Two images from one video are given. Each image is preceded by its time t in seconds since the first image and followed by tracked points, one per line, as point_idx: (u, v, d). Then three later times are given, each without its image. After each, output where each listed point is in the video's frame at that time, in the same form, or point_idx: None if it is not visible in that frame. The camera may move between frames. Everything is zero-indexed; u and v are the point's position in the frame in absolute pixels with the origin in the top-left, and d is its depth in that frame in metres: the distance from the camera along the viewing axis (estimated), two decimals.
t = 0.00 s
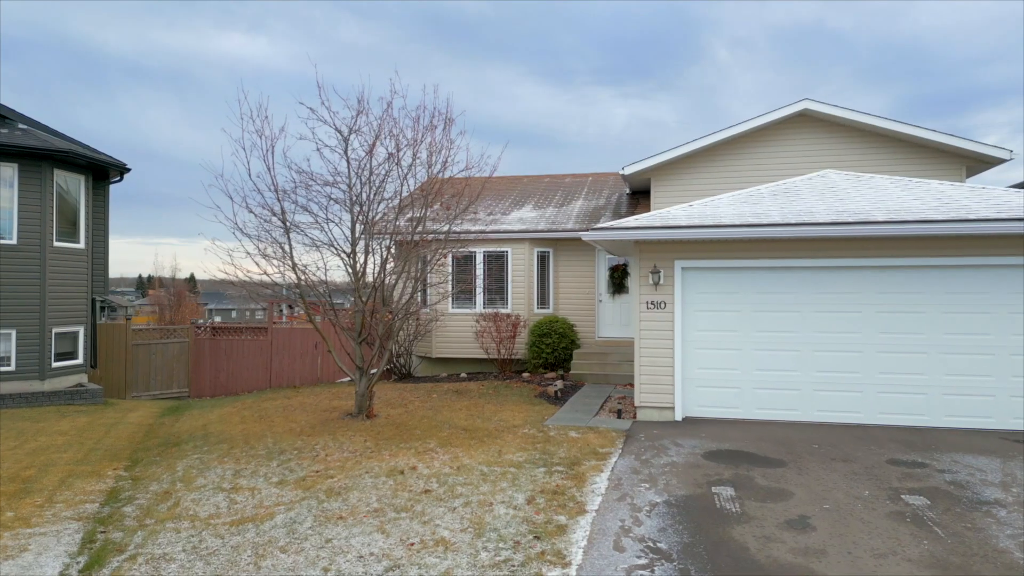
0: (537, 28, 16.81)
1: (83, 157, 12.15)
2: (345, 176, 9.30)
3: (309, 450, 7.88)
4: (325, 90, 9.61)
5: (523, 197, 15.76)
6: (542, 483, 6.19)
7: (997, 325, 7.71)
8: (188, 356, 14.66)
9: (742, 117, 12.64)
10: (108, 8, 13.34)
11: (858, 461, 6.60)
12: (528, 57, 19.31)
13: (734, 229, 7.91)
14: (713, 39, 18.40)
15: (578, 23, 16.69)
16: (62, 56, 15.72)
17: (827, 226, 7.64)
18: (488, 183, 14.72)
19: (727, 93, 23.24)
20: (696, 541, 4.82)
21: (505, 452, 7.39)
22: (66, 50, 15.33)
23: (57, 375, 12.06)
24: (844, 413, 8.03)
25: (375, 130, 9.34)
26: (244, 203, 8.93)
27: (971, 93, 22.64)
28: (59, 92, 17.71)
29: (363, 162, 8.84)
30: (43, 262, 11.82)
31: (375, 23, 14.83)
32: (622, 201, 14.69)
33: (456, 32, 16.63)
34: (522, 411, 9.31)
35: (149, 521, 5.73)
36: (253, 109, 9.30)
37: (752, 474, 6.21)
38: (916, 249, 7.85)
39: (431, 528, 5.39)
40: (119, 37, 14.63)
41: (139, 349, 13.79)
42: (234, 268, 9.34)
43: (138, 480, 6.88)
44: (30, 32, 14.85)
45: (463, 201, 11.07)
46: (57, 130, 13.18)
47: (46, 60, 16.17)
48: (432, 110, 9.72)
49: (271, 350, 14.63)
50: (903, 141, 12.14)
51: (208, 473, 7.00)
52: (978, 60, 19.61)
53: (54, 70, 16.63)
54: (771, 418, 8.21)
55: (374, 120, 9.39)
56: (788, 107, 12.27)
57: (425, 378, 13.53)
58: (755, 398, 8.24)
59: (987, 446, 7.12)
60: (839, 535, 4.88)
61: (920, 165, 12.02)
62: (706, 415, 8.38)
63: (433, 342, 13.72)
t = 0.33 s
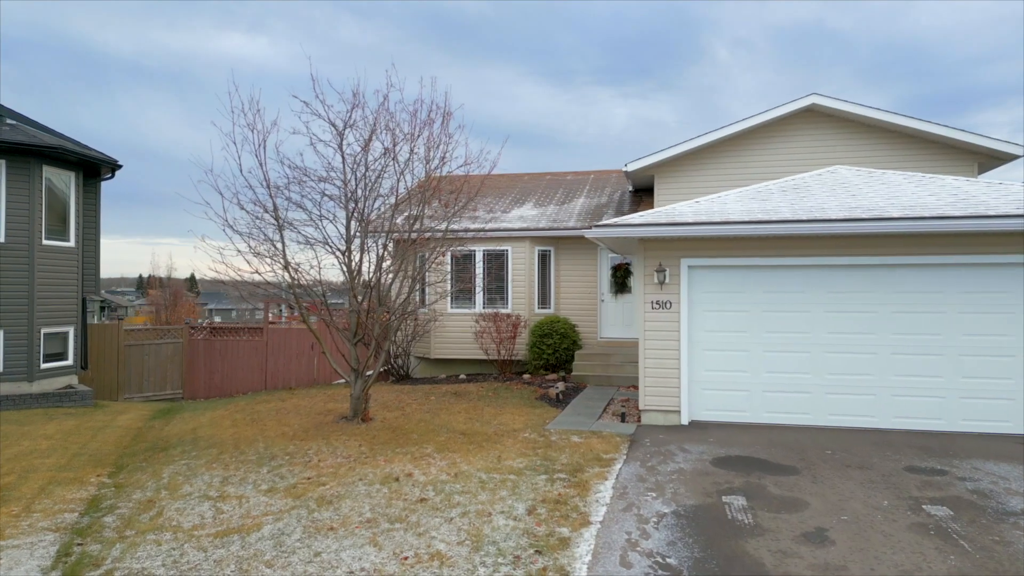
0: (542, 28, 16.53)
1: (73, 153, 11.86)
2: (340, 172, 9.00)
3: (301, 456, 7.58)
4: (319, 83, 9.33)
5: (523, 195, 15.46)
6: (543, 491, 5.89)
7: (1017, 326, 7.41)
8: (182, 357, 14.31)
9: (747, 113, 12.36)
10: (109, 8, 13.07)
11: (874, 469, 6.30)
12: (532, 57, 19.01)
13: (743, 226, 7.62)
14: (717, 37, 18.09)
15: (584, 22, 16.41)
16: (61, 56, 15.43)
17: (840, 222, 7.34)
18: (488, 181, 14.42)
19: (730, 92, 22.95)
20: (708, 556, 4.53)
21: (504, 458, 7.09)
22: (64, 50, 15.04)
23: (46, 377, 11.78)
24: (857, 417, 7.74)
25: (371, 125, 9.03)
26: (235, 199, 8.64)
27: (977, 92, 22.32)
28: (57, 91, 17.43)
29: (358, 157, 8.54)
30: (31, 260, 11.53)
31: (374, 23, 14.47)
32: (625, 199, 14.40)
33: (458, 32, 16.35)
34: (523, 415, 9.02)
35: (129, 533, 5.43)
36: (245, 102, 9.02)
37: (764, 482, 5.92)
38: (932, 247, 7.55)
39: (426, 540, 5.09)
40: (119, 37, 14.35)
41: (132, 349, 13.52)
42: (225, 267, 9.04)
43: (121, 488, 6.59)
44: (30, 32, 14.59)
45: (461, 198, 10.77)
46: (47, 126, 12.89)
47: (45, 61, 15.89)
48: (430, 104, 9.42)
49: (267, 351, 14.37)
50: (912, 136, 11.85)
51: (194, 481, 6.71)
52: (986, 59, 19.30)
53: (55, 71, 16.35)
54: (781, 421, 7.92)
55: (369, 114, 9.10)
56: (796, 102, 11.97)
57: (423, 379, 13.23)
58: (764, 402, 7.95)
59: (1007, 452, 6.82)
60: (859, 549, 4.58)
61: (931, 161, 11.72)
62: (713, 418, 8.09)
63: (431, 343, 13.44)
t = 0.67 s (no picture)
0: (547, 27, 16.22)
1: (62, 149, 11.57)
2: (334, 167, 8.70)
3: (293, 462, 7.28)
4: (313, 76, 9.05)
5: (524, 192, 15.15)
6: (544, 501, 5.60)
7: None
8: (175, 359, 14.05)
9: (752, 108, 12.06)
10: (113, 8, 12.76)
11: (892, 477, 6.00)
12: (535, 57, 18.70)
13: (752, 223, 7.32)
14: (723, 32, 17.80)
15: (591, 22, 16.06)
16: (63, 56, 15.12)
17: (853, 219, 7.05)
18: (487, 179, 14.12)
19: (733, 91, 22.66)
20: (720, 573, 4.23)
21: (503, 464, 6.79)
22: (65, 50, 14.75)
23: (34, 379, 11.49)
24: (870, 421, 7.44)
25: (366, 118, 8.74)
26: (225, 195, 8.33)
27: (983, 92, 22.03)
28: (59, 92, 17.13)
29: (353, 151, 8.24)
30: (19, 259, 11.24)
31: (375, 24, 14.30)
32: (627, 196, 14.07)
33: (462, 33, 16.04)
34: (523, 418, 8.72)
35: (107, 545, 5.14)
36: (236, 95, 8.73)
37: (777, 491, 5.62)
38: (949, 243, 7.25)
39: (420, 554, 4.80)
40: (122, 39, 13.99)
41: (123, 350, 13.25)
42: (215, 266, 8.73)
43: (102, 496, 6.30)
44: (30, 32, 14.31)
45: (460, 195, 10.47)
46: (37, 122, 12.60)
47: (49, 63, 15.62)
48: (427, 97, 9.12)
49: (262, 351, 14.08)
50: (921, 132, 11.55)
51: (179, 489, 6.42)
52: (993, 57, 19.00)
53: (60, 73, 16.03)
54: (791, 426, 7.62)
55: (365, 108, 8.81)
56: (803, 97, 11.68)
57: (421, 381, 12.93)
58: (774, 405, 7.65)
59: None
60: (883, 567, 4.28)
61: (941, 156, 11.42)
62: (721, 423, 7.79)
63: (430, 343, 13.15)
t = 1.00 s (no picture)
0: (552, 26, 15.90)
1: (50, 145, 11.29)
2: (327, 162, 8.39)
3: (283, 469, 6.98)
4: (306, 69, 8.77)
5: (524, 190, 14.84)
6: (545, 512, 5.30)
7: None
8: (169, 360, 13.73)
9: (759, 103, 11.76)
10: (112, 8, 12.43)
11: (912, 486, 5.70)
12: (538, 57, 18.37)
13: (761, 220, 7.03)
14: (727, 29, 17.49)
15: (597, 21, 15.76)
16: (62, 57, 14.75)
17: (868, 215, 6.75)
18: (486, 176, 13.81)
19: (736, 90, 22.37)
20: None
21: (503, 472, 6.49)
22: (66, 52, 14.41)
23: (22, 381, 11.19)
24: (885, 426, 7.14)
25: (361, 112, 8.44)
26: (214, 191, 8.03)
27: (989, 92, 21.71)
28: (57, 96, 16.70)
29: (347, 145, 7.93)
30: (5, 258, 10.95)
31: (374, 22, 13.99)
32: (630, 194, 13.75)
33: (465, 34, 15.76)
34: (524, 422, 8.41)
35: (81, 560, 4.85)
36: (226, 88, 8.43)
37: (792, 502, 5.32)
38: (968, 241, 6.95)
39: (413, 570, 4.50)
40: (122, 40, 13.64)
41: (115, 351, 12.93)
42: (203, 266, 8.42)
43: (82, 506, 6.02)
44: (29, 31, 13.97)
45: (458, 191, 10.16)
46: (25, 117, 12.32)
47: (49, 65, 15.27)
48: (424, 90, 8.82)
49: (257, 352, 13.79)
50: (932, 127, 11.24)
51: (163, 498, 6.13)
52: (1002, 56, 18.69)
53: (59, 74, 15.66)
54: (802, 431, 7.32)
55: (360, 100, 8.51)
56: (811, 91, 11.37)
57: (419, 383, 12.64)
58: (784, 409, 7.35)
59: None
60: None
61: (953, 152, 11.12)
62: (729, 428, 7.49)
63: (428, 345, 12.84)
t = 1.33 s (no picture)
0: (558, 25, 15.54)
1: (40, 141, 11.03)
2: (321, 156, 8.07)
3: (273, 476, 6.67)
4: (299, 60, 8.37)
5: (525, 187, 14.55)
6: (547, 524, 5.00)
7: None
8: (162, 361, 13.42)
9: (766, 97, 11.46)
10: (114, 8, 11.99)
11: (934, 495, 5.41)
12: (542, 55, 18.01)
13: (772, 215, 6.74)
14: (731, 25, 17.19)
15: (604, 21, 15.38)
16: (63, 60, 14.32)
17: (884, 210, 6.46)
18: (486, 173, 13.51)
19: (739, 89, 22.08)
20: None
21: (503, 479, 6.20)
22: (69, 56, 14.01)
23: (9, 383, 10.89)
24: (901, 431, 6.85)
25: (357, 104, 8.14)
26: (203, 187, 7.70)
27: (995, 91, 21.44)
28: (56, 98, 16.15)
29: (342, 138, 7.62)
30: None
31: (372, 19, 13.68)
32: (634, 191, 13.45)
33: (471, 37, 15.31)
34: (524, 426, 8.11)
35: None
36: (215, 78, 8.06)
37: (808, 513, 5.03)
38: (989, 238, 6.65)
39: None
40: (121, 40, 13.11)
41: (107, 352, 12.60)
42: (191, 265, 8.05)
43: (59, 516, 5.73)
44: (30, 32, 13.57)
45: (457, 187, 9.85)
46: (15, 113, 12.05)
47: (50, 70, 14.82)
48: (422, 81, 8.52)
49: (251, 354, 13.49)
50: (943, 121, 10.95)
51: (145, 507, 5.84)
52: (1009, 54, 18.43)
53: (61, 79, 15.21)
54: (815, 435, 7.02)
55: (355, 93, 8.20)
56: (819, 85, 11.07)
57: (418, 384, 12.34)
58: (795, 413, 7.06)
59: None
60: None
61: (965, 147, 10.82)
62: (739, 433, 7.19)
63: (426, 345, 12.55)
